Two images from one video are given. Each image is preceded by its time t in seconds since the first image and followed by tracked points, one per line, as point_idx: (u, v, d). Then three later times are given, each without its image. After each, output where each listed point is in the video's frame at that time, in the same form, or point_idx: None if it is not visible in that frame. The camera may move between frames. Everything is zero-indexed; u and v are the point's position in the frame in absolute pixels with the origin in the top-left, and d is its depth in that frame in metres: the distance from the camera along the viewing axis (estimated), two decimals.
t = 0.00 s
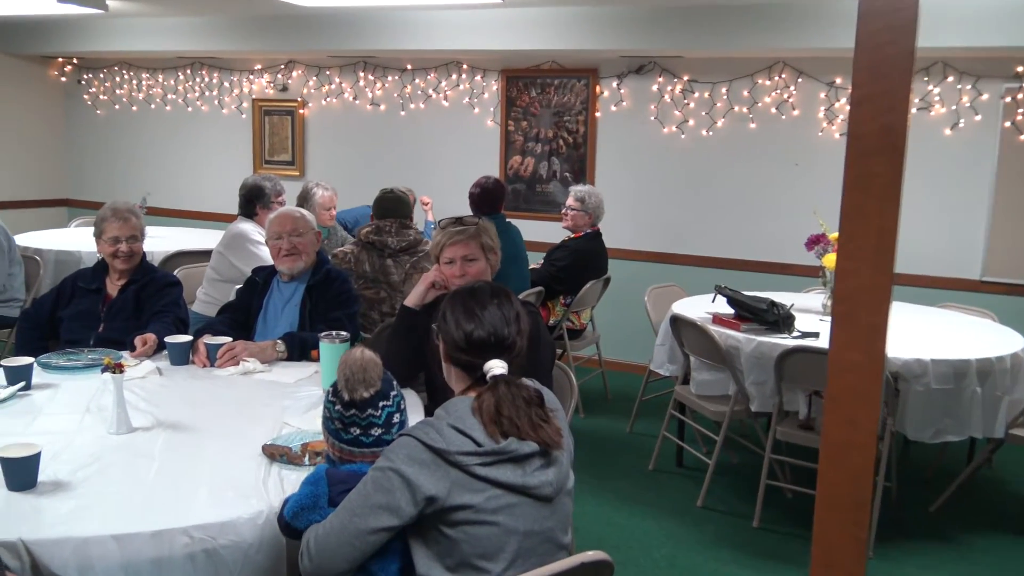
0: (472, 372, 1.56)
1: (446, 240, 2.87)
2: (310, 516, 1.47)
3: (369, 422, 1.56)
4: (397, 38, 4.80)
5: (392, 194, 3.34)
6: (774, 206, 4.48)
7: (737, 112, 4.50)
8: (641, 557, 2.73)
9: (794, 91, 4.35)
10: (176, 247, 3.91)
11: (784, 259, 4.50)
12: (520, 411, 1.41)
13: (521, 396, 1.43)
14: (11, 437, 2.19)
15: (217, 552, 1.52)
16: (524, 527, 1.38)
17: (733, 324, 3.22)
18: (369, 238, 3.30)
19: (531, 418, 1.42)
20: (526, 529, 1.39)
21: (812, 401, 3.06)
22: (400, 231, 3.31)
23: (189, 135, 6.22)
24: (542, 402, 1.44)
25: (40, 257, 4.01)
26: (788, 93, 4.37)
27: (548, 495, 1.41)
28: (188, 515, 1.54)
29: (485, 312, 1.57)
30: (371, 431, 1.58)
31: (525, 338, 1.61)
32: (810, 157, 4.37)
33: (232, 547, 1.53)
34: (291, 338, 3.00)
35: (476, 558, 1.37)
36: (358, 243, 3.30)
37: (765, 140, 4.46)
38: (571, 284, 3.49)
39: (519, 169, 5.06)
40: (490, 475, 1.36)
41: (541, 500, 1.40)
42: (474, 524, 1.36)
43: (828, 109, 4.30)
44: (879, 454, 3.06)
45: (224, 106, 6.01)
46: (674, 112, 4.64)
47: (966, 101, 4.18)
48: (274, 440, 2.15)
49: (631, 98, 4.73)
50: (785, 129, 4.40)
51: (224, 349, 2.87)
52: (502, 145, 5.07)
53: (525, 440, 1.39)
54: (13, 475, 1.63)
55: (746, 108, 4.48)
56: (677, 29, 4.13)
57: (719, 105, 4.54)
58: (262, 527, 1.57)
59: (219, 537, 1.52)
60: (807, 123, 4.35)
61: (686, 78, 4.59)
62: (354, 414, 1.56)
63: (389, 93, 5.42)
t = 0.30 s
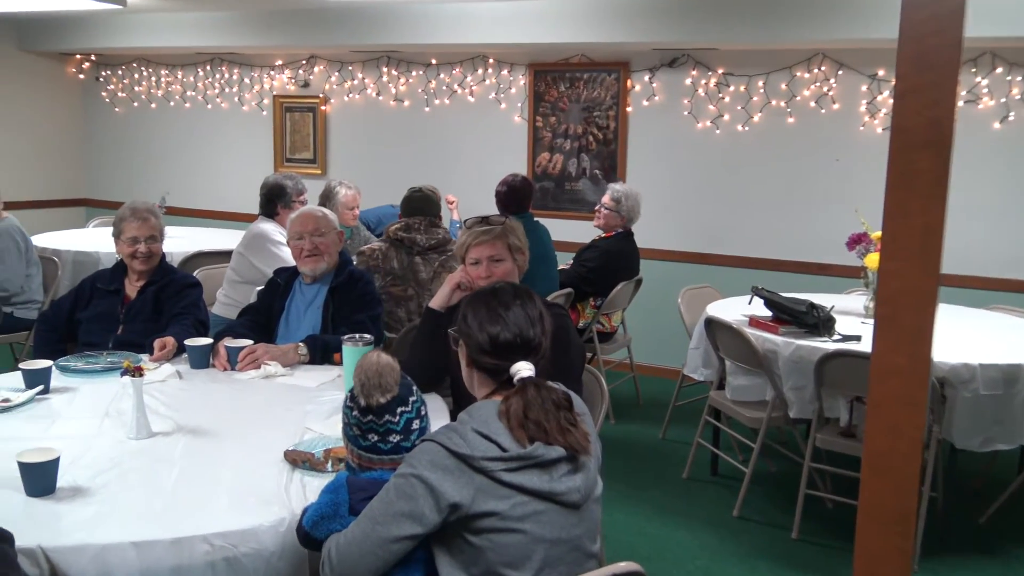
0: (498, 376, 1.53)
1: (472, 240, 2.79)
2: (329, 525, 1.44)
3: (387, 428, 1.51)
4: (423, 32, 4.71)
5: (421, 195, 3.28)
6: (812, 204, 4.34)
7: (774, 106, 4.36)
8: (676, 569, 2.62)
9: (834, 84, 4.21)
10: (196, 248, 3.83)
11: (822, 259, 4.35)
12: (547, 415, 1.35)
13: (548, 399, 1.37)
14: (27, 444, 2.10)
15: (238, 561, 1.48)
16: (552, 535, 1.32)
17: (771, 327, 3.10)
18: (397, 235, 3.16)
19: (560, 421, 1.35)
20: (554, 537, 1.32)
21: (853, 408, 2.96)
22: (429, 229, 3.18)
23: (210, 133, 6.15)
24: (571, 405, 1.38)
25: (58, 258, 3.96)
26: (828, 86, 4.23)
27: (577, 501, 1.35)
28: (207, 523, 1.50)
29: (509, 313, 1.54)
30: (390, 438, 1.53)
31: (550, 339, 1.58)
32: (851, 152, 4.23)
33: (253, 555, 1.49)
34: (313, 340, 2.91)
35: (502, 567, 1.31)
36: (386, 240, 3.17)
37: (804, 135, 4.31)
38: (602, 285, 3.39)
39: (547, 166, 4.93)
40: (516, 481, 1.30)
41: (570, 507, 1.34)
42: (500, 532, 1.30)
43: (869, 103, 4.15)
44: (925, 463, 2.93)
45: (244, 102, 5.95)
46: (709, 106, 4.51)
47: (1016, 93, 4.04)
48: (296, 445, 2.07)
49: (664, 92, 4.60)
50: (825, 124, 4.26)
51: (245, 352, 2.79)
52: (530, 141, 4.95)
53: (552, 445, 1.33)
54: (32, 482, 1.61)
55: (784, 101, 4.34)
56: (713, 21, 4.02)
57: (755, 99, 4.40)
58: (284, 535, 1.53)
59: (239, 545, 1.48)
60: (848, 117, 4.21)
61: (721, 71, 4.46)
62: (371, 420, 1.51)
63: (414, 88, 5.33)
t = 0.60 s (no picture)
0: (516, 379, 1.50)
1: (498, 239, 2.69)
2: (348, 532, 1.42)
3: (400, 436, 1.52)
4: (450, 24, 4.62)
5: (449, 192, 3.17)
6: (851, 202, 4.17)
7: (815, 100, 4.19)
8: None
9: (878, 77, 4.03)
10: (217, 246, 3.75)
11: (862, 260, 4.16)
12: (570, 417, 1.31)
13: (570, 400, 1.33)
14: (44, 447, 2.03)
15: (259, 567, 1.47)
16: (580, 538, 1.29)
17: (811, 330, 2.97)
18: (426, 232, 3.08)
19: (583, 421, 1.32)
20: (583, 541, 1.29)
21: (897, 415, 2.80)
22: (459, 226, 3.09)
23: (232, 129, 6.09)
24: (594, 404, 1.35)
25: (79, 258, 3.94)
26: (872, 79, 4.05)
27: (604, 502, 1.32)
28: (230, 528, 1.49)
29: (528, 313, 1.51)
30: (405, 445, 1.53)
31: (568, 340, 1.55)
32: (895, 147, 4.04)
33: (276, 562, 1.48)
34: (337, 342, 2.82)
35: (530, 572, 1.29)
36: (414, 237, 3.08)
37: (847, 130, 4.13)
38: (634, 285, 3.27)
39: (577, 162, 4.79)
40: (541, 485, 1.28)
41: (597, 508, 1.31)
42: (527, 536, 1.28)
43: (915, 96, 3.97)
44: (974, 474, 2.79)
45: (267, 97, 5.88)
46: (746, 100, 4.35)
47: None
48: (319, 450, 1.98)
49: (699, 86, 4.44)
50: (867, 118, 4.08)
51: (267, 354, 2.70)
52: (559, 137, 4.82)
53: (577, 446, 1.30)
54: (52, 484, 1.59)
55: (825, 95, 4.16)
56: (753, 13, 3.90)
57: (795, 93, 4.23)
58: (306, 541, 1.51)
59: (261, 551, 1.47)
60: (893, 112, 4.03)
61: (758, 64, 4.29)
62: (385, 427, 1.52)
63: (440, 82, 5.22)
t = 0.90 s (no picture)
0: (527, 378, 1.43)
1: (521, 238, 2.61)
2: (361, 543, 1.45)
3: (416, 440, 1.51)
4: (473, 15, 4.51)
5: (471, 188, 3.07)
6: (886, 200, 4.04)
7: (852, 94, 4.06)
8: None
9: (918, 69, 3.90)
10: (232, 244, 3.67)
11: (896, 260, 4.03)
12: (586, 412, 1.34)
13: (584, 396, 1.36)
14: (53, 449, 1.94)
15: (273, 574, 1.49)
16: (604, 532, 1.31)
17: (847, 334, 2.85)
18: (446, 230, 2.98)
19: (598, 415, 1.35)
20: (607, 534, 1.32)
21: (937, 423, 2.69)
22: (480, 225, 2.99)
23: (248, 123, 6.00)
24: (606, 399, 1.38)
25: (90, 255, 3.88)
26: (911, 72, 3.92)
27: (625, 495, 1.34)
28: (245, 533, 1.51)
29: (536, 310, 1.43)
30: (420, 450, 1.53)
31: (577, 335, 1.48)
32: (935, 144, 3.91)
33: (289, 569, 1.50)
34: (355, 343, 2.74)
35: (556, 572, 1.30)
36: (434, 235, 2.99)
37: (885, 124, 4.00)
38: (662, 287, 3.15)
39: (604, 158, 4.68)
40: (565, 481, 1.29)
41: (618, 501, 1.33)
42: (552, 535, 1.29)
43: (957, 90, 3.84)
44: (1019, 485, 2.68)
45: (283, 90, 5.80)
46: (780, 94, 4.21)
47: None
48: (336, 454, 1.89)
49: (731, 79, 4.31)
50: (906, 113, 3.95)
51: (283, 355, 2.61)
52: (585, 131, 4.70)
53: (597, 440, 1.33)
54: (62, 486, 1.59)
55: (863, 88, 4.03)
56: (790, 3, 3.77)
57: (831, 86, 4.10)
58: (320, 548, 1.53)
59: (276, 558, 1.49)
60: (934, 107, 3.90)
61: (793, 56, 4.16)
62: (400, 432, 1.51)
63: (461, 75, 5.10)
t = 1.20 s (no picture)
0: (537, 380, 1.45)
1: (550, 234, 2.49)
2: (379, 551, 1.37)
3: (436, 443, 1.44)
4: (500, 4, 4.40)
5: (497, 184, 2.97)
6: (926, 197, 3.92)
7: (896, 85, 3.92)
8: None
9: (965, 60, 3.76)
10: (252, 241, 3.58)
11: (938, 259, 3.91)
12: (601, 410, 1.32)
13: (596, 396, 1.34)
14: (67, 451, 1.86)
15: None
16: (631, 528, 1.28)
17: (889, 336, 2.73)
18: (471, 227, 2.88)
19: (615, 411, 1.33)
20: (635, 530, 1.28)
21: (985, 429, 2.57)
22: (507, 222, 2.88)
23: (269, 116, 5.92)
24: (619, 395, 1.36)
25: (106, 252, 3.80)
26: (958, 62, 3.78)
27: (649, 490, 1.31)
28: (263, 537, 1.46)
29: (544, 313, 1.44)
30: (439, 453, 1.46)
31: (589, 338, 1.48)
32: (982, 138, 3.78)
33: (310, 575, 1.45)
34: (376, 343, 2.64)
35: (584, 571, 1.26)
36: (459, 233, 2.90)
37: (929, 117, 3.87)
38: (696, 287, 3.08)
39: (635, 153, 4.54)
40: (589, 477, 1.26)
41: (643, 494, 1.30)
42: (578, 532, 1.25)
43: (1006, 81, 3.70)
44: None
45: (304, 82, 5.71)
46: (819, 85, 4.08)
47: None
48: (358, 458, 1.79)
49: (768, 70, 4.18)
50: (952, 106, 3.82)
51: (303, 355, 2.52)
52: (615, 124, 4.56)
53: (618, 434, 1.30)
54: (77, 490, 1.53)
55: (906, 80, 3.90)
56: None
57: (873, 78, 3.97)
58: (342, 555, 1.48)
59: (295, 565, 1.44)
60: (981, 97, 3.76)
61: (833, 47, 4.03)
62: (419, 435, 1.44)
63: (487, 67, 4.97)
